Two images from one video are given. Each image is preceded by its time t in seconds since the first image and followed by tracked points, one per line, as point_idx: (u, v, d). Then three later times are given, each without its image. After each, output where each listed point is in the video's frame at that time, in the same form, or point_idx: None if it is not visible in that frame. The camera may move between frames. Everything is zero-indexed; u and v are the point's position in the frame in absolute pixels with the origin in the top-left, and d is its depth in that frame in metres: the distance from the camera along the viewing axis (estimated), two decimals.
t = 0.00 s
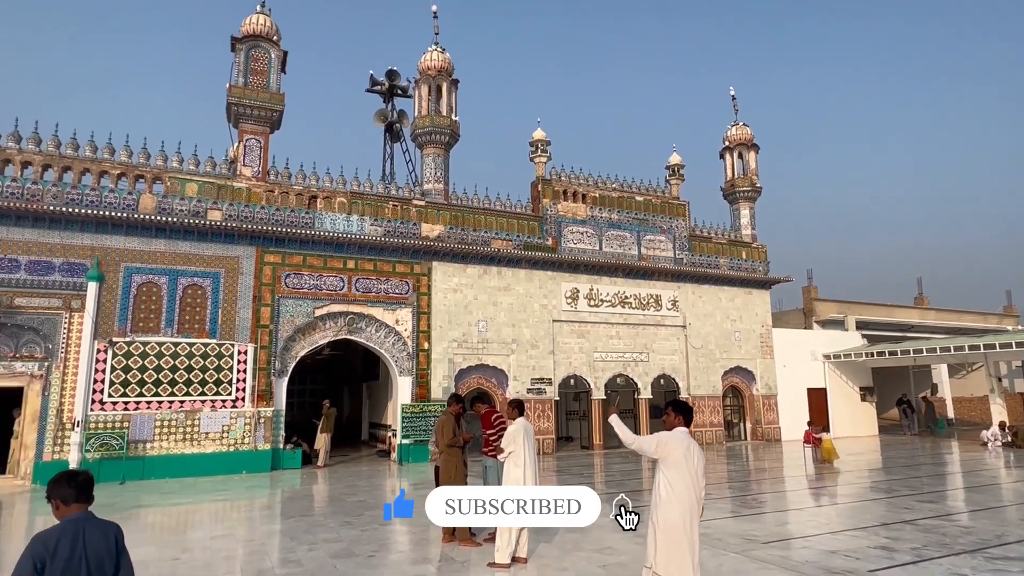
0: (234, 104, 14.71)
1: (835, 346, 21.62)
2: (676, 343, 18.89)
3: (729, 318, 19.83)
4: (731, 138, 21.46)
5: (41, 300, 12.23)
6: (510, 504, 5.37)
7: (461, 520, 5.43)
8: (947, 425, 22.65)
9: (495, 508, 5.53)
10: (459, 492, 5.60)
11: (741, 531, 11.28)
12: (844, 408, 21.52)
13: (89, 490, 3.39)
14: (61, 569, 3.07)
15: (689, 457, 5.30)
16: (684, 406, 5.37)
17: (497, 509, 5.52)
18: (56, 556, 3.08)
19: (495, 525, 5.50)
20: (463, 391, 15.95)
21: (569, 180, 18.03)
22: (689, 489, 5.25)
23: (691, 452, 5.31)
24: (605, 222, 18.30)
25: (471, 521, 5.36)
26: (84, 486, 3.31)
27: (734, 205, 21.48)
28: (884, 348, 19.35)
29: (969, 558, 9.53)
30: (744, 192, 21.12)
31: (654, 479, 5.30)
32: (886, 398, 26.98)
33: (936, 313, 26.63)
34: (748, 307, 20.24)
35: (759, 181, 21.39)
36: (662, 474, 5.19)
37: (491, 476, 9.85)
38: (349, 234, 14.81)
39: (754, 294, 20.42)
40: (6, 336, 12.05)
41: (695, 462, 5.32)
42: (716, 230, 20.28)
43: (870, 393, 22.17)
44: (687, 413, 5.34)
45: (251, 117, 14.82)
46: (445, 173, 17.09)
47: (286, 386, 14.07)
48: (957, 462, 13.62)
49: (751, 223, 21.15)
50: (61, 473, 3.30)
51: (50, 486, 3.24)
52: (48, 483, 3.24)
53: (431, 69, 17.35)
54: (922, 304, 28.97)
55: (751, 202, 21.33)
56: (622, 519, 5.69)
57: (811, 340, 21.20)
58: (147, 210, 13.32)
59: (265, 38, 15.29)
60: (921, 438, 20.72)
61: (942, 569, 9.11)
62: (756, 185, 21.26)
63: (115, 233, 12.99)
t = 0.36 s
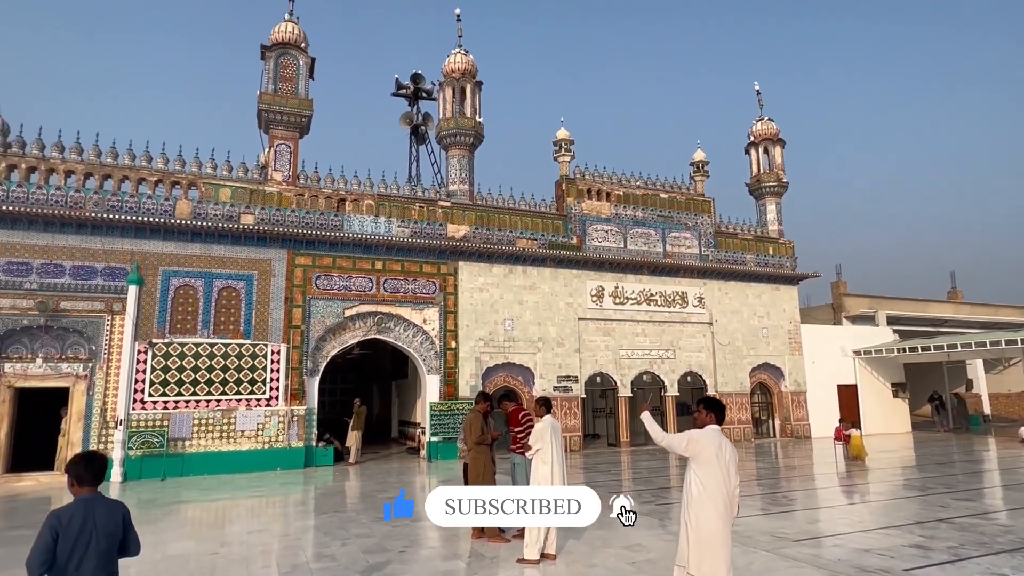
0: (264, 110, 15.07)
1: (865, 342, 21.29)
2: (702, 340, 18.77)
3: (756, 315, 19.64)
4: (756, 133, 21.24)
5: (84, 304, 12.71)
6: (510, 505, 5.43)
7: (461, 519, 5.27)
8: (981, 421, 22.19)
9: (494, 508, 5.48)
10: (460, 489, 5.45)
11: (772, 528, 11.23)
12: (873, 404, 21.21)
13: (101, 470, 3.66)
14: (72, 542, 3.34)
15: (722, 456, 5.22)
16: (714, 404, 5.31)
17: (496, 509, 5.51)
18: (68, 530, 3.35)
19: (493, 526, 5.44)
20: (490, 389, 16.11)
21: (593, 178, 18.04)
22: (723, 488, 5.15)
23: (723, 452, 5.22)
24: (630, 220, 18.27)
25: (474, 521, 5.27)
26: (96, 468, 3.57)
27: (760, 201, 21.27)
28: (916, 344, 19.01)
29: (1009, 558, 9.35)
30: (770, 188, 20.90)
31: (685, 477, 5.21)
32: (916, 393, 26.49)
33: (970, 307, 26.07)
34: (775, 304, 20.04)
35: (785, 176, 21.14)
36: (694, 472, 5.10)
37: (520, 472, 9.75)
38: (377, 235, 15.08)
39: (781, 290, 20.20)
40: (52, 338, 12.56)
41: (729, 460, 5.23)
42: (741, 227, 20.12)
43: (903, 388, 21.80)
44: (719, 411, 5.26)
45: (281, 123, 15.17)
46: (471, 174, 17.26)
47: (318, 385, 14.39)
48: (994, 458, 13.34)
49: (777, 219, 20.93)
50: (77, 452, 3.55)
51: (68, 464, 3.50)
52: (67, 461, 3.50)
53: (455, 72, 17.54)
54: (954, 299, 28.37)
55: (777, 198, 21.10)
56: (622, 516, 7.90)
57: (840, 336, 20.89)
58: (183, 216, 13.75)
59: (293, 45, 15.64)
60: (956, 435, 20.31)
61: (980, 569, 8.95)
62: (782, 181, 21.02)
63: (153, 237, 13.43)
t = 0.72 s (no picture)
0: (298, 121, 15.73)
1: (882, 335, 21.37)
2: (721, 336, 18.99)
3: (775, 310, 19.79)
4: (772, 132, 21.42)
5: (133, 306, 13.52)
6: (509, 505, 5.65)
7: (461, 519, 5.45)
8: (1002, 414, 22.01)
9: (494, 509, 5.67)
10: (461, 491, 5.64)
11: (793, 519, 11.47)
12: (892, 397, 21.23)
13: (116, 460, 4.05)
14: (91, 529, 3.75)
15: (742, 448, 5.12)
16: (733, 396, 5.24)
17: (496, 510, 5.70)
18: (88, 518, 3.75)
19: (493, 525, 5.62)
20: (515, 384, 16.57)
21: (611, 179, 18.39)
22: (745, 481, 5.05)
23: (743, 444, 5.12)
24: (648, 220, 18.59)
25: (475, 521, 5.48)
26: (110, 462, 3.96)
27: (777, 198, 21.39)
28: (936, 338, 19.07)
29: None
30: (787, 185, 21.02)
31: (705, 470, 5.12)
32: (937, 385, 26.36)
33: (989, 300, 26.00)
34: (793, 299, 20.15)
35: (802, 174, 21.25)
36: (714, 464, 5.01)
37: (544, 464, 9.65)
38: (405, 238, 15.66)
39: (798, 286, 20.31)
40: (104, 338, 13.39)
41: (749, 453, 5.13)
42: (758, 224, 20.29)
43: (922, 381, 21.84)
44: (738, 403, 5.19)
45: (314, 133, 15.82)
46: (493, 178, 17.75)
47: (350, 381, 15.04)
48: (1016, 451, 13.41)
49: (795, 216, 21.05)
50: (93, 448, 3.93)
51: (85, 459, 3.89)
52: (85, 456, 3.89)
53: (477, 80, 18.06)
54: (973, 292, 28.26)
55: (794, 196, 21.22)
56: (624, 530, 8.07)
57: (858, 330, 20.96)
58: (223, 222, 14.49)
59: (324, 58, 16.30)
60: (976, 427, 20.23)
61: (1004, 558, 9.10)
62: (798, 178, 21.13)
63: (196, 243, 14.20)
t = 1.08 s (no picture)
0: (333, 133, 16.50)
1: (902, 329, 21.44)
2: (740, 330, 19.24)
3: (793, 305, 19.96)
4: (788, 131, 21.65)
5: (184, 309, 14.52)
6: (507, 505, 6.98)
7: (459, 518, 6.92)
8: None
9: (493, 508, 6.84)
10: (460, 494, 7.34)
11: (815, 508, 11.75)
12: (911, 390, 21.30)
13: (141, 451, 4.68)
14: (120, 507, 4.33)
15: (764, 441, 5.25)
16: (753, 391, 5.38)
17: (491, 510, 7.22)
18: (115, 497, 4.34)
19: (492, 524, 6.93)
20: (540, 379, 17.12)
21: (631, 180, 18.81)
22: (765, 471, 5.16)
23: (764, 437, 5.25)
24: (667, 220, 18.98)
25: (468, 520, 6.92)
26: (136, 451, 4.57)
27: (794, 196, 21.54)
28: (956, 330, 19.13)
29: None
30: (803, 183, 21.17)
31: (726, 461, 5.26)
32: (959, 377, 26.23)
33: (1013, 293, 25.83)
34: (810, 294, 20.28)
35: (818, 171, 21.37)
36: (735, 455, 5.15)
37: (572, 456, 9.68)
38: (434, 241, 16.37)
39: (816, 281, 20.44)
40: (158, 339, 14.39)
41: (770, 446, 5.25)
42: (776, 221, 20.49)
43: (942, 373, 21.85)
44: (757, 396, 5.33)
45: (348, 143, 16.61)
46: (518, 183, 18.34)
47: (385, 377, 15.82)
48: None
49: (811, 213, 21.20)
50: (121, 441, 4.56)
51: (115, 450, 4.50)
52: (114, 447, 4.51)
53: (501, 89, 18.64)
54: (993, 286, 28.11)
55: (810, 193, 21.37)
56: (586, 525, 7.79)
57: (877, 323, 21.05)
58: (265, 229, 15.38)
59: (357, 73, 17.12)
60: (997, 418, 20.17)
61: None
62: (815, 176, 21.26)
63: (240, 249, 15.11)
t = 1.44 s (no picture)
0: (360, 139, 16.97)
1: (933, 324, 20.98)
2: (767, 327, 19.07)
3: (820, 301, 19.72)
4: (813, 127, 21.41)
5: (222, 311, 15.09)
6: (508, 505, 6.85)
7: (461, 519, 6.76)
8: None
9: (493, 509, 6.96)
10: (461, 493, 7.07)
11: (843, 506, 11.62)
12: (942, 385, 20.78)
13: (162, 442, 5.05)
14: (144, 491, 4.69)
15: (793, 438, 4.96)
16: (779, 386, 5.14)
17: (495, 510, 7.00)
18: (141, 482, 4.70)
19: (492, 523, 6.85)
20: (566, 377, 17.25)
21: (652, 179, 18.85)
22: (796, 469, 4.87)
23: (792, 434, 4.97)
24: (690, 218, 18.96)
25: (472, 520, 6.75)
26: (158, 443, 4.95)
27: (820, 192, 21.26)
28: (992, 325, 18.67)
29: None
30: (829, 179, 20.89)
31: (754, 459, 4.98)
32: (993, 373, 25.60)
33: None
34: (837, 290, 20.01)
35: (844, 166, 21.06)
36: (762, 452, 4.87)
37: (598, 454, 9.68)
38: (460, 243, 16.68)
39: (843, 277, 20.16)
40: (198, 341, 15.01)
41: (800, 443, 4.96)
42: (801, 218, 20.27)
43: (976, 369, 21.34)
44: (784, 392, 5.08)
45: (375, 150, 17.04)
46: (540, 184, 18.52)
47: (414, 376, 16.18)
48: None
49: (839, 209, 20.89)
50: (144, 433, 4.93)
51: (140, 440, 4.89)
52: (139, 438, 4.89)
53: (523, 93, 18.86)
54: None
55: (836, 189, 21.07)
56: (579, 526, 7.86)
57: (906, 319, 20.64)
58: (298, 234, 15.86)
59: (383, 81, 17.51)
60: None
61: None
62: (842, 171, 20.95)
63: (275, 253, 15.63)
